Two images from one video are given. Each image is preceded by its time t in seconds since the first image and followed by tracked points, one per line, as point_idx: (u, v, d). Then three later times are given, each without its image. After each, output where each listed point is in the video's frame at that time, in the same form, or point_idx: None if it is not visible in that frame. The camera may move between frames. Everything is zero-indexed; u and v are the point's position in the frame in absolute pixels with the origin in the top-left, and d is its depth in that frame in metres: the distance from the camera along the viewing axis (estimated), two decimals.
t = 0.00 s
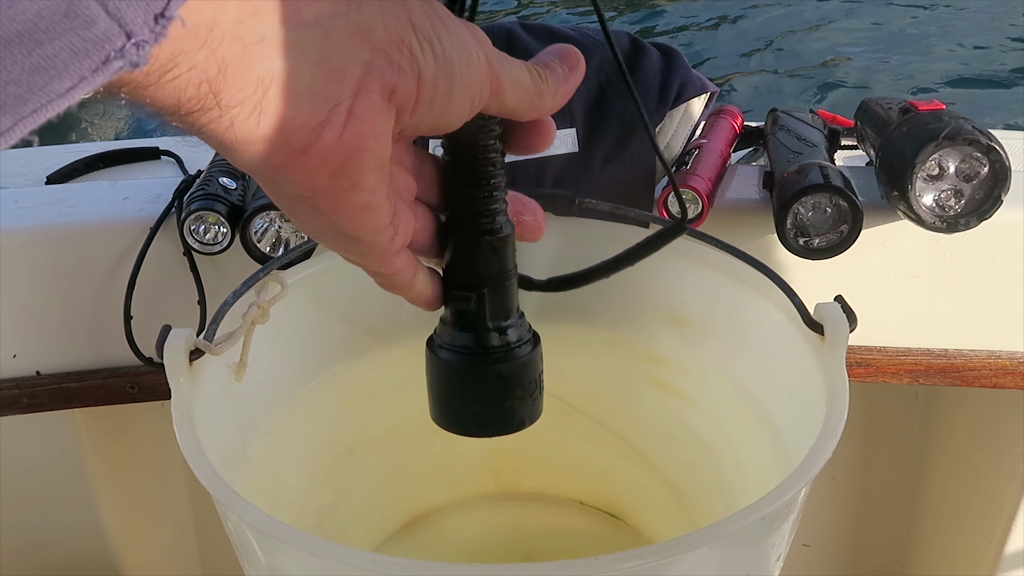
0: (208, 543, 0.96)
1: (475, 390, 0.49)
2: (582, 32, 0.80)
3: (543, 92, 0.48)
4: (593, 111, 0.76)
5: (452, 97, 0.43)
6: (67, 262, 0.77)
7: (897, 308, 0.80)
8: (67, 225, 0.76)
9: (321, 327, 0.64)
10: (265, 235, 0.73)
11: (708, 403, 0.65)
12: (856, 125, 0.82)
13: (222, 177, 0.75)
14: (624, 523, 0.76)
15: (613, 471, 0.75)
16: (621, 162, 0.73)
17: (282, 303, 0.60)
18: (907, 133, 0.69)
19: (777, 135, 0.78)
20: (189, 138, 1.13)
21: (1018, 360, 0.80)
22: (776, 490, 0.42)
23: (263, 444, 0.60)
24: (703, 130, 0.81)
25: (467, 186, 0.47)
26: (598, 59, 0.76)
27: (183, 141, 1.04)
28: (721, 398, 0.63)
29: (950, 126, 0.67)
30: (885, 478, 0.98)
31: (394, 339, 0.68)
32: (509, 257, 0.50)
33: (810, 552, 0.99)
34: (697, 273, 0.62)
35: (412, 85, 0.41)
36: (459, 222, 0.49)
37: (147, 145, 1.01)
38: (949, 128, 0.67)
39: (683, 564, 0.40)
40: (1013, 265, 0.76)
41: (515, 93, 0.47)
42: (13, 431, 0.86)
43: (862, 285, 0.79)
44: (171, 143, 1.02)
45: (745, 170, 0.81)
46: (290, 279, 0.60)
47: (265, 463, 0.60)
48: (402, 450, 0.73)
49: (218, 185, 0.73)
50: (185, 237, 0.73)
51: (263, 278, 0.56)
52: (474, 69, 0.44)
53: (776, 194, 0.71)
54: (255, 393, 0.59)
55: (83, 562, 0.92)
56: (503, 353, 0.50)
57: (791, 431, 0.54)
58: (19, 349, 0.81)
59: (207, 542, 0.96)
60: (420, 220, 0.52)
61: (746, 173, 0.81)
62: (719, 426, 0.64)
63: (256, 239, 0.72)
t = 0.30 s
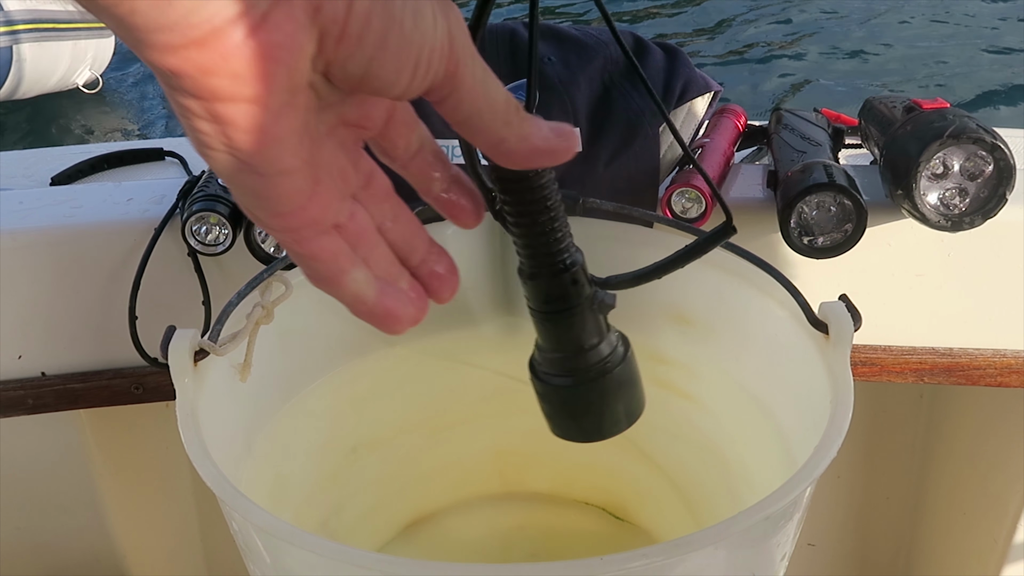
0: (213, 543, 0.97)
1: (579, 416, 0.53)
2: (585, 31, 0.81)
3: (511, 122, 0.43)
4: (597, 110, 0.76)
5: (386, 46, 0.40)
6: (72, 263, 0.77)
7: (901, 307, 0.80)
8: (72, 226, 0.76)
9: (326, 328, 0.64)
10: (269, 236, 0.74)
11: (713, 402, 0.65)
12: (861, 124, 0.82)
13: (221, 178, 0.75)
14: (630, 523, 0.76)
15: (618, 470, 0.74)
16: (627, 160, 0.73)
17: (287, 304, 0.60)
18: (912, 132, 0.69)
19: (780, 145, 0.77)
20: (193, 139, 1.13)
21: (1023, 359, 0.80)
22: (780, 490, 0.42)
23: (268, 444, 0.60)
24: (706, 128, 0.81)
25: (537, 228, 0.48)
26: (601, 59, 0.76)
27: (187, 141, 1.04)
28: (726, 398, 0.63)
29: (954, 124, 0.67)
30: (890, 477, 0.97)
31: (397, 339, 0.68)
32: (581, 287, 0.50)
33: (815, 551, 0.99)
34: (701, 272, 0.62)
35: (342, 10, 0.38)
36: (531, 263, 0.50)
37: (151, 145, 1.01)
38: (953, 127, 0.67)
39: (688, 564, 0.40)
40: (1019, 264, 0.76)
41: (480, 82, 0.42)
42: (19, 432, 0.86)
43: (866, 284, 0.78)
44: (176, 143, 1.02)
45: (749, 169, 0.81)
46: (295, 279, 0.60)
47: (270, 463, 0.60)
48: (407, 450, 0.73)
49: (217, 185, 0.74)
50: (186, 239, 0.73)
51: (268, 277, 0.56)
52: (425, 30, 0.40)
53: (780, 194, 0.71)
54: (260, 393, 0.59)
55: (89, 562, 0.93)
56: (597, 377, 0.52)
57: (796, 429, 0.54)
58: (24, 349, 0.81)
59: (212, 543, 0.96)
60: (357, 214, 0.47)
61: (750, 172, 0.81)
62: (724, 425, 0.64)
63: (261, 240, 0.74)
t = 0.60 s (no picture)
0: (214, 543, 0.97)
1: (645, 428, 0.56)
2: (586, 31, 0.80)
3: None
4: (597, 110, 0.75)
5: None
6: (73, 263, 0.77)
7: (902, 307, 0.80)
8: (72, 225, 0.76)
9: (327, 327, 0.64)
10: (269, 235, 0.73)
11: (714, 402, 0.65)
12: (861, 124, 0.82)
13: (206, 178, 0.75)
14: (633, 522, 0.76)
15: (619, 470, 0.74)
16: (628, 161, 0.73)
17: (287, 303, 0.60)
18: (912, 132, 0.69)
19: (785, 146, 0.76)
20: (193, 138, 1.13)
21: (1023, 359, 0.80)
22: (780, 490, 0.42)
23: (269, 444, 0.60)
24: (706, 128, 0.81)
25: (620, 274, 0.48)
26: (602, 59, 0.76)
27: (188, 141, 1.04)
28: (728, 397, 0.63)
29: (954, 124, 0.67)
30: (891, 478, 0.97)
31: (399, 339, 0.68)
32: (653, 321, 0.50)
33: (815, 551, 0.99)
34: (702, 271, 0.62)
35: None
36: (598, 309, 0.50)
37: (151, 145, 1.01)
38: (953, 127, 0.67)
39: (687, 564, 0.40)
40: (1020, 264, 0.76)
41: None
42: (21, 431, 0.86)
43: (867, 284, 0.79)
44: (176, 143, 1.02)
45: (749, 170, 0.81)
46: (295, 278, 0.60)
47: (271, 463, 0.61)
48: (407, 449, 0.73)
49: (203, 185, 0.74)
50: (179, 240, 0.73)
51: (268, 277, 0.55)
52: None
53: (781, 194, 0.71)
54: (260, 393, 0.59)
55: (90, 562, 0.93)
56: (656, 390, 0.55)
57: (797, 429, 0.54)
58: (24, 349, 0.81)
59: (211, 543, 0.96)
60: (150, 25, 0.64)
61: (751, 172, 0.81)
62: (724, 425, 0.64)
63: (262, 239, 0.72)
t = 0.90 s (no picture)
0: (209, 541, 0.97)
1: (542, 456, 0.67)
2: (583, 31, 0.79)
3: None
4: (594, 111, 0.75)
5: None
6: (70, 261, 0.77)
7: (900, 309, 0.80)
8: (69, 223, 0.76)
9: (324, 326, 0.64)
10: (267, 234, 0.73)
11: (711, 403, 0.65)
12: (858, 126, 0.82)
13: (205, 176, 0.75)
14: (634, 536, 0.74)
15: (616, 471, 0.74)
16: (625, 162, 0.73)
17: (284, 302, 0.60)
18: (909, 135, 0.69)
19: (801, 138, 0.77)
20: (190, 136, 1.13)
21: (1019, 361, 0.80)
22: (776, 492, 0.42)
23: (265, 443, 0.60)
24: (703, 129, 0.81)
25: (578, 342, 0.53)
26: (600, 60, 0.75)
27: (185, 139, 1.03)
28: (724, 398, 0.63)
29: (951, 127, 0.67)
30: (887, 480, 0.98)
31: (396, 338, 0.68)
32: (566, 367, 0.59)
33: (811, 552, 0.99)
34: (698, 272, 0.62)
35: None
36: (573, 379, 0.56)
37: (148, 143, 1.01)
38: (949, 129, 0.67)
39: (684, 565, 0.40)
40: (1016, 266, 0.76)
41: None
42: (16, 430, 0.86)
43: (865, 286, 0.79)
44: (174, 141, 1.02)
45: (747, 171, 0.81)
46: (293, 277, 0.60)
47: (268, 462, 0.60)
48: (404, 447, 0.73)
49: (201, 184, 0.74)
50: (176, 238, 0.73)
51: (264, 276, 0.55)
52: None
53: (778, 196, 0.71)
54: (256, 393, 0.59)
55: (85, 561, 0.92)
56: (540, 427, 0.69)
57: (793, 430, 0.54)
58: (20, 347, 0.81)
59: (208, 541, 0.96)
60: None
61: (748, 174, 0.81)
62: (721, 426, 0.64)
63: (259, 238, 0.73)
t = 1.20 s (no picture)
0: (202, 540, 0.96)
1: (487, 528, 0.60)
2: (580, 34, 0.80)
3: None
4: (591, 113, 0.75)
5: None
6: (64, 259, 0.77)
7: (893, 312, 0.80)
8: (63, 221, 0.76)
9: (317, 326, 0.64)
10: (262, 233, 0.73)
11: (705, 404, 0.65)
12: (853, 129, 0.82)
13: (200, 174, 0.75)
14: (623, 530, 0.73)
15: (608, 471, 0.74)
16: (621, 163, 0.74)
17: (278, 302, 0.60)
18: (904, 138, 0.70)
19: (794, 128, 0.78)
20: (185, 135, 1.13)
21: (1012, 364, 0.80)
22: (769, 493, 0.42)
23: (259, 442, 0.60)
24: (699, 131, 0.81)
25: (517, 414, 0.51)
26: (597, 61, 0.76)
27: (180, 137, 1.03)
28: (718, 399, 0.63)
29: (946, 130, 0.67)
30: (880, 481, 0.98)
31: (390, 339, 0.68)
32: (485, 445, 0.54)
33: (804, 554, 0.99)
34: (692, 273, 0.62)
35: None
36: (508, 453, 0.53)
37: (144, 141, 1.01)
38: (945, 132, 0.67)
39: (677, 566, 0.40)
40: (1010, 270, 0.76)
41: None
42: (9, 427, 0.86)
43: (859, 288, 0.79)
44: (169, 140, 1.02)
45: (742, 173, 0.81)
46: (287, 276, 0.60)
47: (261, 461, 0.60)
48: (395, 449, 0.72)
49: (195, 181, 0.74)
50: (170, 236, 0.73)
51: (258, 275, 0.55)
52: None
53: (773, 198, 0.71)
54: (250, 392, 0.59)
55: (77, 559, 0.92)
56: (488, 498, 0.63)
57: (786, 431, 0.55)
58: (15, 344, 0.81)
59: (201, 538, 0.96)
60: None
61: (743, 176, 0.81)
62: (714, 427, 0.64)
63: (254, 237, 0.72)
